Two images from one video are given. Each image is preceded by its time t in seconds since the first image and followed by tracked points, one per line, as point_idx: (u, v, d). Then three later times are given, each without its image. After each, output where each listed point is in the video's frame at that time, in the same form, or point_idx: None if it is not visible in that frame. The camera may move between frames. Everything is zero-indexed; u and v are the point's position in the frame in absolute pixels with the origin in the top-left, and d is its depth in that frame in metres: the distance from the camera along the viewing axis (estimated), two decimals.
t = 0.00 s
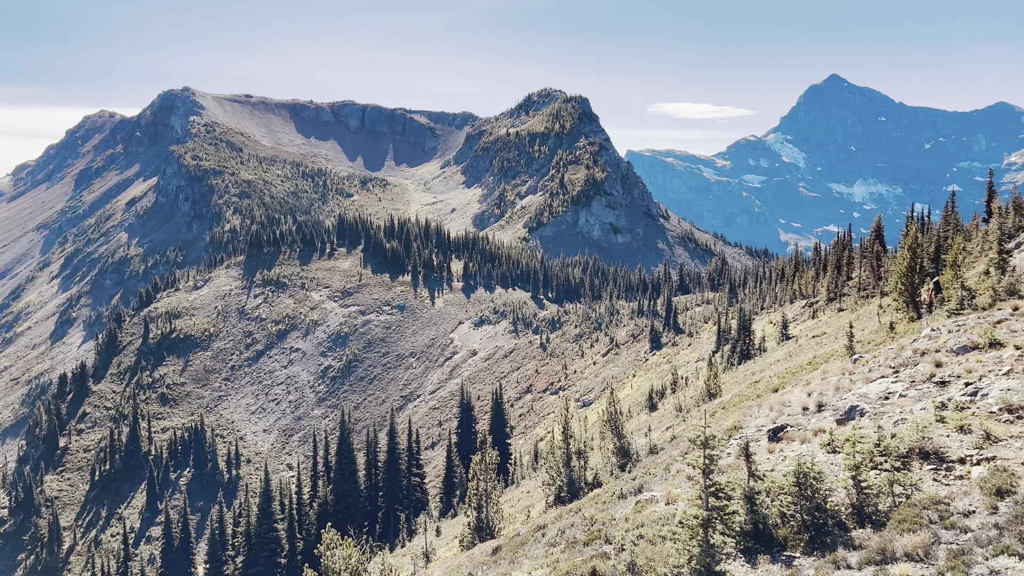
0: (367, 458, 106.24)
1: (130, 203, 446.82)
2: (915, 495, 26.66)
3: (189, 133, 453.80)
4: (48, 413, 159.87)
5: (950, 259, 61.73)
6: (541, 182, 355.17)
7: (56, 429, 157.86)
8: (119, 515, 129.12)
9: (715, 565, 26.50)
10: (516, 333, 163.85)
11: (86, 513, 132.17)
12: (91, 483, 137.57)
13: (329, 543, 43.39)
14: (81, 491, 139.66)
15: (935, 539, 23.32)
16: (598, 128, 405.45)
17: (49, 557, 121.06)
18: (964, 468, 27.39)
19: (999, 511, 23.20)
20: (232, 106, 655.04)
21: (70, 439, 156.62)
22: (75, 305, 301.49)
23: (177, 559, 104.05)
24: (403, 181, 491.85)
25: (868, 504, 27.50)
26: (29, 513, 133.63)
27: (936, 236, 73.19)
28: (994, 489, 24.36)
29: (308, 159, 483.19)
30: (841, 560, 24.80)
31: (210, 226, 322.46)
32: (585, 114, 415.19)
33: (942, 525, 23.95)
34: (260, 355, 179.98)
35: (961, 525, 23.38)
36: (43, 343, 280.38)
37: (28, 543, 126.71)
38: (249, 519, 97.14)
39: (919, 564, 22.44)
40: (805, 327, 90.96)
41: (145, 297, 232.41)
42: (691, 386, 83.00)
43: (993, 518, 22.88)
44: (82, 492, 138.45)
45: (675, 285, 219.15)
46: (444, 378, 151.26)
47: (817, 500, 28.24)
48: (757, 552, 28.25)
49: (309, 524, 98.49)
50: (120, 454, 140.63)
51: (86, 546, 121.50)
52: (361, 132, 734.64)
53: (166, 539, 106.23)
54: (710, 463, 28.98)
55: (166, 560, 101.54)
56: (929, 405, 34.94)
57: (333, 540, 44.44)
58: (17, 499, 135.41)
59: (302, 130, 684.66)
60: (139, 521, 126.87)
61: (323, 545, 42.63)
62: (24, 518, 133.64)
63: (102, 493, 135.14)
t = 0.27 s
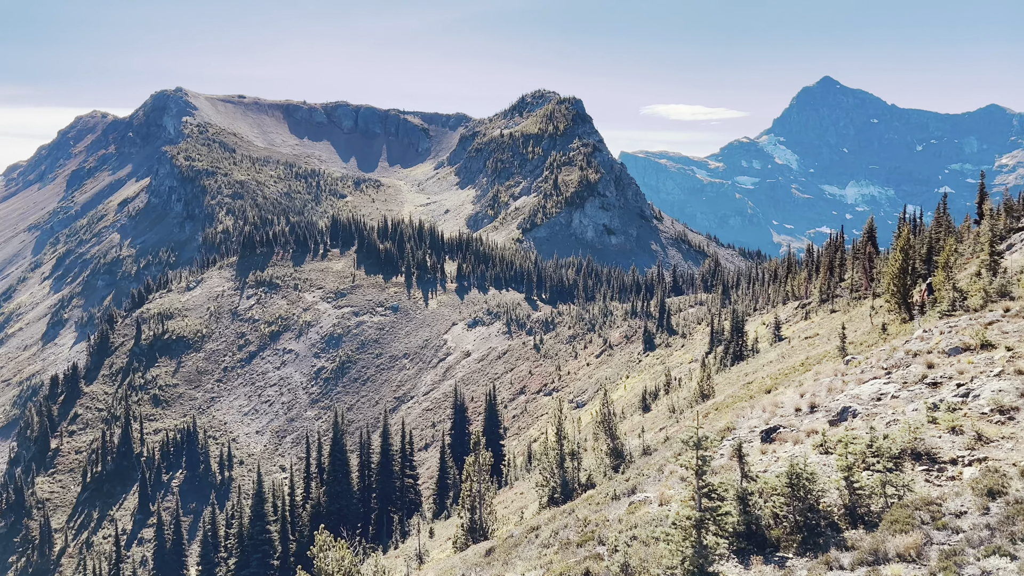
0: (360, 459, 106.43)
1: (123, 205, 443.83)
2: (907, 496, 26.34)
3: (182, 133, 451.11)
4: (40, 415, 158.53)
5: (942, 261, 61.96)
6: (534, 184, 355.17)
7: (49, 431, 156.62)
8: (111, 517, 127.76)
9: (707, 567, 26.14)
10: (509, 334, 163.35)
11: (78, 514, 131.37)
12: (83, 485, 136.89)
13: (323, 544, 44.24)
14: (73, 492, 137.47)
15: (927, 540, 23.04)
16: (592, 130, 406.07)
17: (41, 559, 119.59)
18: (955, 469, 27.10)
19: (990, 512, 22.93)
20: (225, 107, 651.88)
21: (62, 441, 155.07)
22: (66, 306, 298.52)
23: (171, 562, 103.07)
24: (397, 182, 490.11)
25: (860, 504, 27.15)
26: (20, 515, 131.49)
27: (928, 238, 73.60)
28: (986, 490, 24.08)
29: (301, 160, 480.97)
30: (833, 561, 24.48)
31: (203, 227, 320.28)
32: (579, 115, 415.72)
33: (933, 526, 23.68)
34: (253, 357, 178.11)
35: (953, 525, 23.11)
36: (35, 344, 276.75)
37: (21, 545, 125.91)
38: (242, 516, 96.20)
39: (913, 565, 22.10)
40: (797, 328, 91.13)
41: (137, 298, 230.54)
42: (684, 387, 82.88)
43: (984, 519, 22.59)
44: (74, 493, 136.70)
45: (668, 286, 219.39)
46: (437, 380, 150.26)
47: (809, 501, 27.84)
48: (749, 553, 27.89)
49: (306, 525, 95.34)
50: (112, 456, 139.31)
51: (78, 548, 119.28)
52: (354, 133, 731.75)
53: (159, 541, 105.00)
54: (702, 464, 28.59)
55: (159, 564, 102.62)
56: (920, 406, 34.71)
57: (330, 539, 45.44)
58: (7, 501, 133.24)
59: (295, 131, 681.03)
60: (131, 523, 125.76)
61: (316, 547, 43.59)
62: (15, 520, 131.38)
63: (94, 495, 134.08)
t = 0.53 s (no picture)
0: (352, 460, 104.24)
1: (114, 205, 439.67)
2: (898, 497, 26.06)
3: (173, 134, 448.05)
4: (30, 417, 155.76)
5: (933, 263, 62.25)
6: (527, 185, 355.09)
7: (39, 433, 154.14)
8: (102, 519, 125.30)
9: (700, 568, 25.68)
10: (502, 335, 162.67)
11: (68, 517, 128.68)
12: (73, 487, 133.98)
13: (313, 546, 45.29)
14: (63, 495, 135.14)
15: (919, 540, 22.83)
16: (584, 132, 406.48)
17: (31, 561, 117.31)
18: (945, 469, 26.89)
19: (981, 513, 22.72)
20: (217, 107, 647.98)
21: (52, 443, 152.65)
22: (56, 307, 295.08)
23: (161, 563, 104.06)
24: (389, 183, 488.19)
25: (851, 505, 26.78)
26: (9, 518, 127.98)
27: (918, 239, 74.11)
28: (977, 491, 23.83)
29: (293, 162, 478.39)
30: (825, 561, 24.21)
31: (194, 228, 317.50)
32: (571, 117, 416.11)
33: (924, 527, 23.45)
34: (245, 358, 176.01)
35: (944, 526, 22.88)
36: (25, 346, 272.68)
37: (8, 548, 122.86)
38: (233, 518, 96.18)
39: (905, 566, 21.83)
40: (789, 329, 91.30)
41: (128, 300, 228.30)
42: (677, 388, 82.69)
43: (976, 520, 22.36)
44: (64, 495, 134.38)
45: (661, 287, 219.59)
46: (430, 381, 149.34)
47: (802, 501, 27.43)
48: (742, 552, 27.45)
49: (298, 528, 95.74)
50: (102, 458, 135.64)
51: (66, 551, 118.47)
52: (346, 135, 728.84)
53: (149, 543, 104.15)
54: (695, 464, 28.04)
55: (150, 565, 100.58)
56: (912, 407, 34.55)
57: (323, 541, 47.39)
58: None
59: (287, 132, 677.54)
60: (122, 525, 121.61)
61: (308, 549, 44.47)
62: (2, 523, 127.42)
63: (84, 497, 131.64)
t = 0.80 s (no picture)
0: (345, 461, 104.53)
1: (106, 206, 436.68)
2: (891, 498, 25.72)
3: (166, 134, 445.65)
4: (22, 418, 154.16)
5: (925, 265, 62.38)
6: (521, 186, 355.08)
7: (30, 434, 152.51)
8: (94, 520, 123.52)
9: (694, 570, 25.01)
10: (496, 336, 162.08)
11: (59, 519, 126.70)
12: (66, 488, 132.73)
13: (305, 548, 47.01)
14: (55, 496, 133.63)
15: (911, 541, 22.53)
16: (578, 133, 406.50)
17: (22, 564, 115.87)
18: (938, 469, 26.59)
19: (973, 513, 22.42)
20: (210, 108, 645.47)
21: (44, 444, 150.56)
22: (48, 308, 292.63)
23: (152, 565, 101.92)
24: (383, 184, 486.67)
25: (844, 506, 26.39)
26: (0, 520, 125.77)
27: (911, 241, 74.42)
28: (969, 491, 23.54)
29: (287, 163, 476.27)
30: (818, 563, 23.87)
31: (187, 228, 315.06)
32: (565, 118, 416.24)
33: (916, 527, 23.16)
34: (237, 359, 173.55)
35: (935, 527, 22.62)
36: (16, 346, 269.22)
37: None
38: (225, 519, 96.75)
39: (898, 568, 21.44)
40: (782, 330, 91.45)
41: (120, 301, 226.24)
42: (670, 389, 82.50)
43: (968, 521, 22.05)
44: (56, 497, 132.73)
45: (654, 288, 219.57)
46: (424, 382, 148.33)
47: (795, 502, 27.02)
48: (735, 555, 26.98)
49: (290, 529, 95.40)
50: (95, 459, 134.21)
51: (59, 553, 116.67)
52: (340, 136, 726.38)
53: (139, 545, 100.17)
54: (687, 465, 27.46)
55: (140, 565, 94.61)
56: (904, 408, 34.36)
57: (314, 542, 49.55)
58: None
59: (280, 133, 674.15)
60: (114, 527, 120.81)
61: (301, 551, 45.20)
62: None
63: (76, 498, 129.79)
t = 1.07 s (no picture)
0: (338, 462, 101.68)
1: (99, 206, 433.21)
2: (883, 498, 25.48)
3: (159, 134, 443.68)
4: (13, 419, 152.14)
5: (917, 266, 62.56)
6: (515, 187, 354.85)
7: (21, 435, 149.92)
8: (86, 523, 121.41)
9: (686, 570, 25.14)
10: (489, 337, 161.45)
11: (51, 521, 125.05)
12: (57, 490, 130.74)
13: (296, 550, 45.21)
14: (46, 498, 131.38)
15: (903, 542, 22.36)
16: (572, 135, 406.45)
17: (13, 566, 113.49)
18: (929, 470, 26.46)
19: (964, 513, 22.28)
20: (203, 108, 641.90)
21: (35, 445, 148.34)
22: (40, 309, 290.23)
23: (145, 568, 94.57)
24: (376, 185, 484.70)
25: (836, 506, 26.13)
26: None
27: (903, 242, 74.74)
28: (960, 492, 23.36)
29: (280, 163, 473.60)
30: (810, 563, 23.65)
31: (180, 229, 312.98)
32: (559, 120, 416.43)
33: (908, 528, 22.98)
34: (230, 360, 172.46)
35: (927, 527, 22.37)
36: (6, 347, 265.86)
37: None
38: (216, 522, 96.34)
39: (891, 569, 21.21)
40: (775, 331, 91.50)
41: (112, 302, 224.63)
42: (663, 390, 82.18)
43: (960, 521, 21.88)
44: (47, 499, 130.64)
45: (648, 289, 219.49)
46: (417, 383, 147.36)
47: (787, 503, 26.80)
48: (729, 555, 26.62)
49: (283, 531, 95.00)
50: (87, 460, 132.29)
51: (48, 555, 114.66)
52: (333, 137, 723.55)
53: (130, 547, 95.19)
54: (681, 467, 26.97)
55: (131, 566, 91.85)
56: (896, 409, 34.26)
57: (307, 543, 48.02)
58: None
59: (273, 133, 670.79)
60: (105, 529, 118.78)
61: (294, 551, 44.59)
62: None
63: (68, 500, 127.94)
